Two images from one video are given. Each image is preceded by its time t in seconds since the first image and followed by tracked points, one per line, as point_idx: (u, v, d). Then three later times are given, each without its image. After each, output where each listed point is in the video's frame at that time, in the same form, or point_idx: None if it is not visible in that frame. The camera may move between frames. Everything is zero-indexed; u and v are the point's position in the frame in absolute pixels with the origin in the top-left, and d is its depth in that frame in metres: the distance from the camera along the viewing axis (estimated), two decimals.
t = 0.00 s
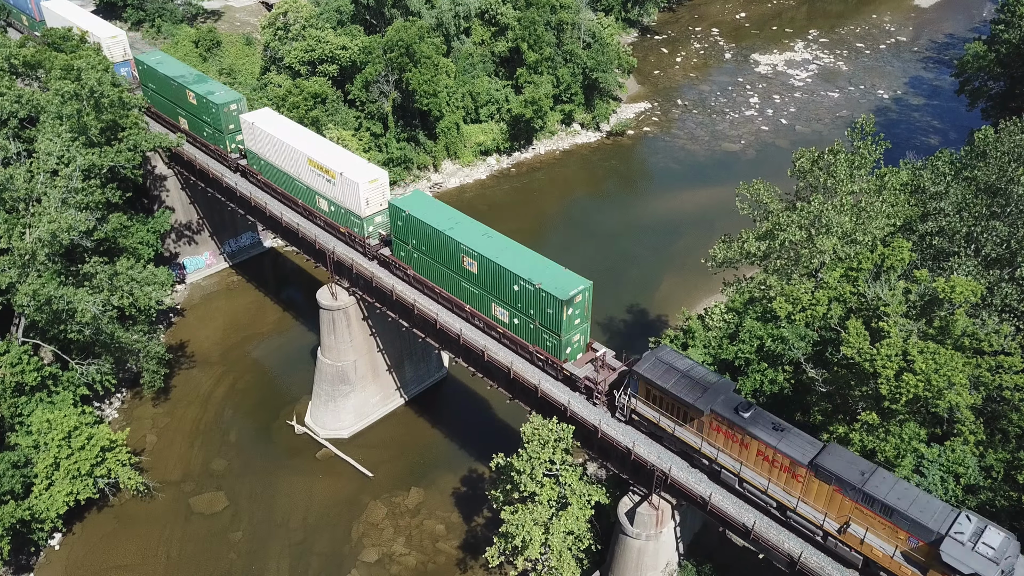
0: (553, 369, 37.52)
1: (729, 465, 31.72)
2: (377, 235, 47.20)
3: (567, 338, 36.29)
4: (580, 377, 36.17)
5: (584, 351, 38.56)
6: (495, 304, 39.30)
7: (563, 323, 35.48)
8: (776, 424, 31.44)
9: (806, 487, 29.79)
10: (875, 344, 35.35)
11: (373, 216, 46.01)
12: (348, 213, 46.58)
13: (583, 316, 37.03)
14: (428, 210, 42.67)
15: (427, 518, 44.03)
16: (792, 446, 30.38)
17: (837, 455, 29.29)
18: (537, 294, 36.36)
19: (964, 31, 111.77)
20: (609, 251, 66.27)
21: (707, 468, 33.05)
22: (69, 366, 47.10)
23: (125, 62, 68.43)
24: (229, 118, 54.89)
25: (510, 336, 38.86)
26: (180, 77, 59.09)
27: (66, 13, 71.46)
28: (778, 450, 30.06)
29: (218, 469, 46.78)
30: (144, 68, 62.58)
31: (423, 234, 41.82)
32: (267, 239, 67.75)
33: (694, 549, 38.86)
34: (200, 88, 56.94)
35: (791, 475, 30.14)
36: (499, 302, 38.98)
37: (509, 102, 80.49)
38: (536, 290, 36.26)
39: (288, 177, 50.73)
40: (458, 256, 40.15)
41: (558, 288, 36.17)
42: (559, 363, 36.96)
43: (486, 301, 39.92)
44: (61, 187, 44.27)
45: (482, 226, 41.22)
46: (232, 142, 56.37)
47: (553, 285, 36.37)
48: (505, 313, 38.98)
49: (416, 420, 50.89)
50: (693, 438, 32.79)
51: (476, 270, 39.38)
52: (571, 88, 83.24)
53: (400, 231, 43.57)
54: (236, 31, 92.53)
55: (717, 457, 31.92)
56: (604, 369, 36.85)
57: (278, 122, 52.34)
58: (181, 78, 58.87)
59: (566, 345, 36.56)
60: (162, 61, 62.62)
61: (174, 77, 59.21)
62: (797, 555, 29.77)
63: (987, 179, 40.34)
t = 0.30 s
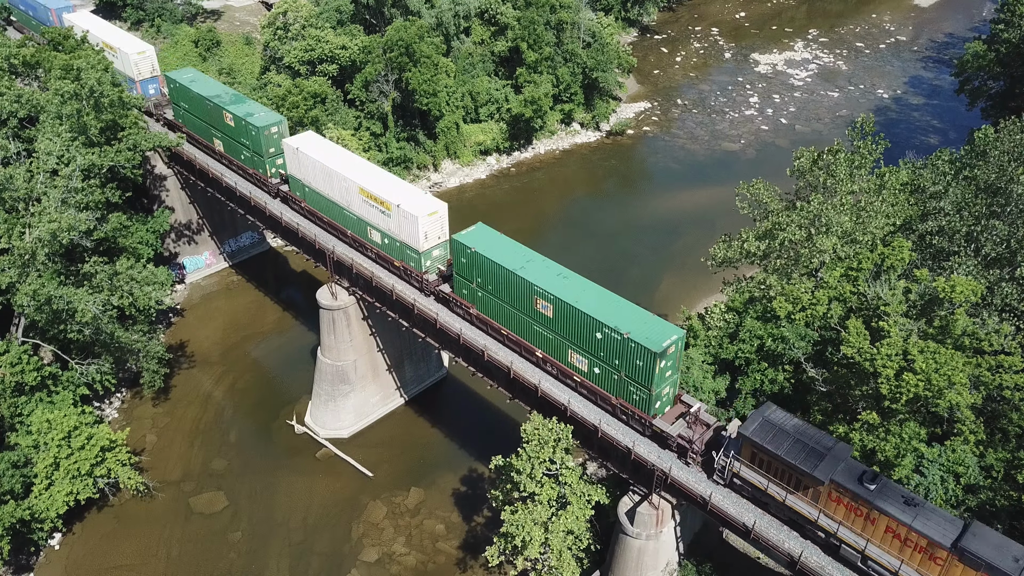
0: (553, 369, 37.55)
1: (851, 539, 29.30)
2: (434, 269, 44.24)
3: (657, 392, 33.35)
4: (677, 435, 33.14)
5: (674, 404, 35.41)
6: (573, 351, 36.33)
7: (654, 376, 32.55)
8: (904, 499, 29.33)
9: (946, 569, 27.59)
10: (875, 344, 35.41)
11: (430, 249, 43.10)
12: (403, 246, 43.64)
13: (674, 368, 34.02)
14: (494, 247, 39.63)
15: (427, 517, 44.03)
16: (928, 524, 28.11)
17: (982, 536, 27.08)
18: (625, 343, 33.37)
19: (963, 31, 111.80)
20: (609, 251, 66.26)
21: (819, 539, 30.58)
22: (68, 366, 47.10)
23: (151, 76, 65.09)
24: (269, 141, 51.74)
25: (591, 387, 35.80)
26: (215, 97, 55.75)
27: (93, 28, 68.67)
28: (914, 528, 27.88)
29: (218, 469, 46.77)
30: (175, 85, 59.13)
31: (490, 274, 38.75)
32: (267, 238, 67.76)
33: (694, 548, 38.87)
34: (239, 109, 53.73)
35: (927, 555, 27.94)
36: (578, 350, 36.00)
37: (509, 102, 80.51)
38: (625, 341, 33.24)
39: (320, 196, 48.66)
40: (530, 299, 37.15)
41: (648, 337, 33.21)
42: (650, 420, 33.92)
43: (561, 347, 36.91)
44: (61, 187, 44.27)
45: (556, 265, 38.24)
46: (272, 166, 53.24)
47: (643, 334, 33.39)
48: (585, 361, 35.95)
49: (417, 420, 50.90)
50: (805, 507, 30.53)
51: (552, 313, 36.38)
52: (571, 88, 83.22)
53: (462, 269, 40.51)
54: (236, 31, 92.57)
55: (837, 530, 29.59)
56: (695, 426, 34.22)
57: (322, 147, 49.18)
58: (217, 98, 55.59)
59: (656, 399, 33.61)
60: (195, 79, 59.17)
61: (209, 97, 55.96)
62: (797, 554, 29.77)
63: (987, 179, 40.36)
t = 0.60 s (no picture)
0: (553, 368, 37.58)
1: None
2: (499, 308, 41.09)
3: (764, 455, 30.68)
4: (786, 505, 30.36)
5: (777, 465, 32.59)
6: (665, 407, 33.53)
7: (766, 441, 29.91)
8: None
9: None
10: (875, 343, 35.45)
11: (496, 287, 40.05)
12: (466, 283, 40.66)
13: (782, 428, 31.28)
14: (572, 288, 36.65)
15: (427, 517, 44.02)
16: None
17: None
18: (731, 403, 30.64)
19: (962, 30, 111.84)
20: (609, 250, 66.29)
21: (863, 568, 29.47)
22: (68, 365, 47.09)
23: (184, 95, 61.09)
24: (315, 167, 48.53)
25: (686, 447, 32.93)
26: (255, 119, 52.29)
27: (121, 43, 64.69)
28: None
29: (218, 468, 46.76)
30: (210, 105, 55.73)
31: (570, 318, 35.73)
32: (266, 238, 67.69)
33: (694, 548, 38.91)
34: (281, 132, 50.44)
35: None
36: (672, 406, 33.18)
37: (508, 101, 80.44)
38: (733, 402, 30.47)
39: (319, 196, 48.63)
40: (616, 348, 34.25)
41: (757, 397, 30.43)
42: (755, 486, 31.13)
43: (651, 401, 34.03)
44: (60, 187, 44.27)
45: (641, 310, 35.31)
46: (318, 193, 49.97)
47: (751, 393, 30.64)
48: (680, 418, 33.12)
49: (417, 419, 50.91)
50: None
51: (642, 365, 33.47)
52: (571, 87, 83.24)
53: (535, 310, 37.43)
54: (236, 30, 92.54)
55: None
56: (805, 492, 31.28)
57: (375, 175, 46.00)
58: (257, 120, 52.18)
59: (763, 463, 30.95)
60: (232, 99, 55.72)
61: (248, 118, 52.48)
62: (797, 553, 29.79)
63: (987, 178, 40.47)
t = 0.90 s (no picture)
0: (553, 368, 37.58)
1: None
2: (573, 353, 37.98)
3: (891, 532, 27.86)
4: None
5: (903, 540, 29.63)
6: (774, 473, 30.71)
7: (899, 518, 27.14)
8: None
9: None
10: (875, 342, 35.49)
11: (571, 331, 36.93)
12: (540, 327, 37.55)
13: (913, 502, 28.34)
14: (662, 338, 33.64)
15: (427, 516, 44.01)
16: None
17: None
18: (859, 475, 27.80)
19: (962, 30, 111.77)
20: (609, 249, 66.38)
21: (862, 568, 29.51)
22: (68, 365, 47.09)
23: (218, 113, 57.54)
24: (366, 197, 45.06)
25: (798, 517, 29.95)
26: (300, 143, 49.01)
27: (149, 59, 61.05)
28: None
29: (218, 468, 46.76)
30: (249, 127, 52.00)
31: (664, 371, 32.70)
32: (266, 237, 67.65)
33: (694, 548, 38.91)
34: (329, 158, 47.09)
35: None
36: (784, 472, 30.35)
37: (508, 101, 80.33)
38: (863, 477, 27.63)
39: (319, 195, 48.57)
40: (719, 408, 31.37)
41: (889, 469, 27.55)
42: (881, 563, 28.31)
43: (758, 465, 31.17)
44: (60, 187, 44.28)
45: (745, 365, 32.32)
46: (369, 224, 46.64)
47: (881, 464, 27.77)
48: (792, 486, 30.28)
49: (417, 419, 50.89)
50: None
51: (749, 427, 30.65)
52: (571, 87, 83.20)
53: (620, 361, 34.35)
54: (236, 30, 92.52)
55: None
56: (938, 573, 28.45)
57: (433, 206, 42.69)
58: (302, 145, 48.75)
59: (891, 540, 28.13)
60: (273, 121, 52.14)
61: (292, 143, 49.01)
62: (797, 553, 29.81)
63: (987, 177, 40.57)
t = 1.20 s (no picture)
0: (552, 368, 37.61)
1: None
2: (661, 409, 34.83)
3: None
4: None
5: None
6: (906, 553, 27.80)
7: None
8: None
9: None
10: (875, 342, 35.53)
11: (661, 384, 33.75)
12: (625, 379, 34.39)
13: None
14: (772, 397, 30.77)
15: (427, 516, 44.03)
16: None
17: None
18: (1016, 565, 24.84)
19: (962, 30, 111.74)
20: (608, 249, 66.43)
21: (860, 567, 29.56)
22: (68, 365, 47.09)
23: (257, 135, 54.73)
24: (425, 230, 41.99)
25: (836, 540, 29.29)
26: (350, 171, 45.98)
27: (181, 77, 58.32)
28: None
29: (217, 468, 46.75)
30: (293, 152, 48.95)
31: (775, 433, 29.87)
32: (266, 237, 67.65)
33: (694, 547, 38.86)
34: (382, 188, 44.08)
35: None
36: (917, 552, 27.50)
37: (508, 100, 80.27)
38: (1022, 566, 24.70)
39: (318, 194, 48.57)
40: (842, 479, 28.51)
41: None
42: None
43: (885, 544, 28.31)
44: (59, 186, 44.30)
45: (870, 431, 29.32)
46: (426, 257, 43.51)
47: None
48: (928, 568, 27.36)
49: (417, 419, 50.87)
50: None
51: (878, 503, 27.78)
52: (570, 87, 83.12)
53: (722, 421, 31.52)
54: (235, 30, 92.47)
55: None
56: None
57: (499, 242, 39.86)
58: (353, 173, 45.67)
59: None
60: (319, 145, 48.96)
61: (342, 171, 45.90)
62: (796, 552, 29.84)
63: (986, 177, 40.65)
